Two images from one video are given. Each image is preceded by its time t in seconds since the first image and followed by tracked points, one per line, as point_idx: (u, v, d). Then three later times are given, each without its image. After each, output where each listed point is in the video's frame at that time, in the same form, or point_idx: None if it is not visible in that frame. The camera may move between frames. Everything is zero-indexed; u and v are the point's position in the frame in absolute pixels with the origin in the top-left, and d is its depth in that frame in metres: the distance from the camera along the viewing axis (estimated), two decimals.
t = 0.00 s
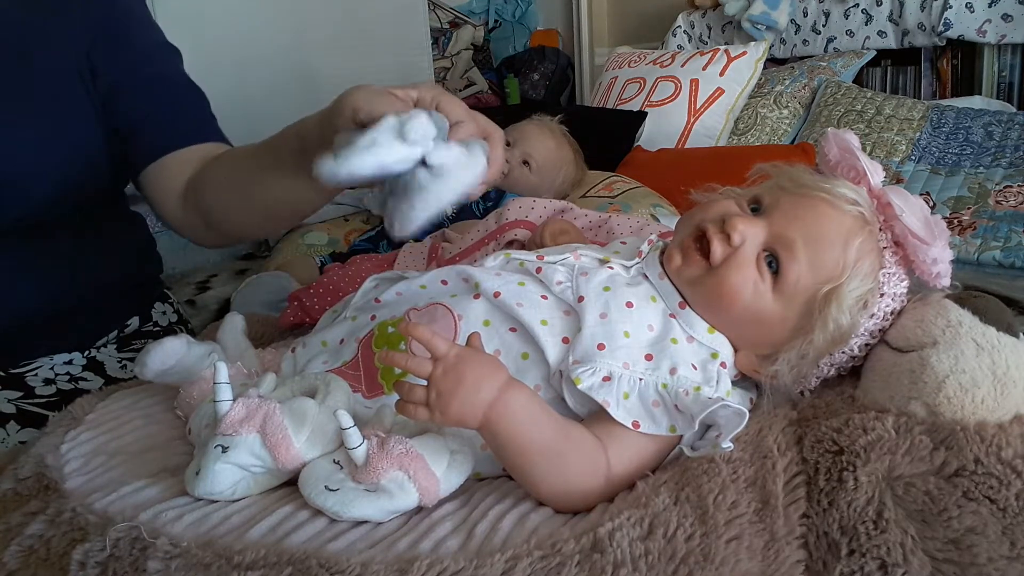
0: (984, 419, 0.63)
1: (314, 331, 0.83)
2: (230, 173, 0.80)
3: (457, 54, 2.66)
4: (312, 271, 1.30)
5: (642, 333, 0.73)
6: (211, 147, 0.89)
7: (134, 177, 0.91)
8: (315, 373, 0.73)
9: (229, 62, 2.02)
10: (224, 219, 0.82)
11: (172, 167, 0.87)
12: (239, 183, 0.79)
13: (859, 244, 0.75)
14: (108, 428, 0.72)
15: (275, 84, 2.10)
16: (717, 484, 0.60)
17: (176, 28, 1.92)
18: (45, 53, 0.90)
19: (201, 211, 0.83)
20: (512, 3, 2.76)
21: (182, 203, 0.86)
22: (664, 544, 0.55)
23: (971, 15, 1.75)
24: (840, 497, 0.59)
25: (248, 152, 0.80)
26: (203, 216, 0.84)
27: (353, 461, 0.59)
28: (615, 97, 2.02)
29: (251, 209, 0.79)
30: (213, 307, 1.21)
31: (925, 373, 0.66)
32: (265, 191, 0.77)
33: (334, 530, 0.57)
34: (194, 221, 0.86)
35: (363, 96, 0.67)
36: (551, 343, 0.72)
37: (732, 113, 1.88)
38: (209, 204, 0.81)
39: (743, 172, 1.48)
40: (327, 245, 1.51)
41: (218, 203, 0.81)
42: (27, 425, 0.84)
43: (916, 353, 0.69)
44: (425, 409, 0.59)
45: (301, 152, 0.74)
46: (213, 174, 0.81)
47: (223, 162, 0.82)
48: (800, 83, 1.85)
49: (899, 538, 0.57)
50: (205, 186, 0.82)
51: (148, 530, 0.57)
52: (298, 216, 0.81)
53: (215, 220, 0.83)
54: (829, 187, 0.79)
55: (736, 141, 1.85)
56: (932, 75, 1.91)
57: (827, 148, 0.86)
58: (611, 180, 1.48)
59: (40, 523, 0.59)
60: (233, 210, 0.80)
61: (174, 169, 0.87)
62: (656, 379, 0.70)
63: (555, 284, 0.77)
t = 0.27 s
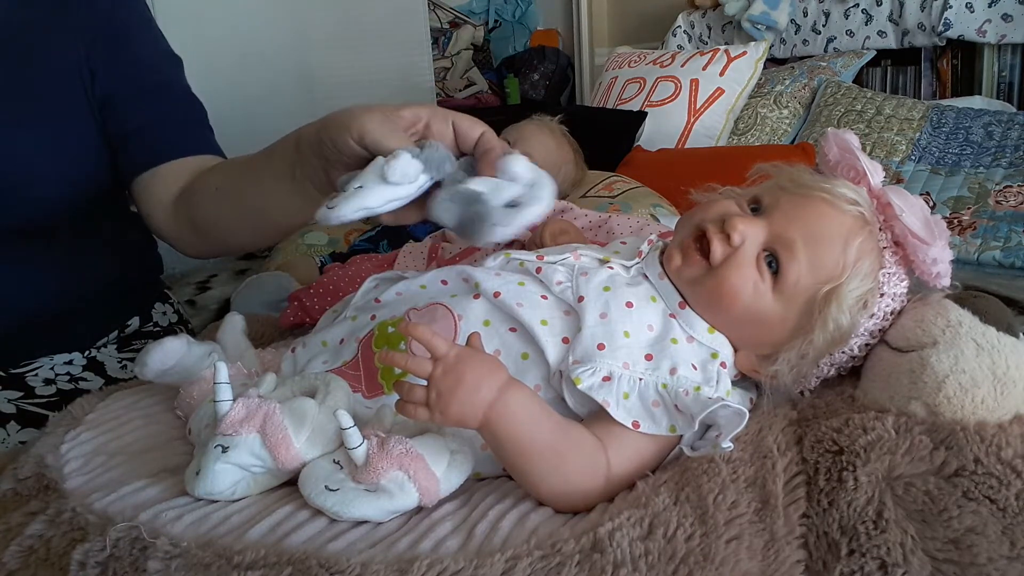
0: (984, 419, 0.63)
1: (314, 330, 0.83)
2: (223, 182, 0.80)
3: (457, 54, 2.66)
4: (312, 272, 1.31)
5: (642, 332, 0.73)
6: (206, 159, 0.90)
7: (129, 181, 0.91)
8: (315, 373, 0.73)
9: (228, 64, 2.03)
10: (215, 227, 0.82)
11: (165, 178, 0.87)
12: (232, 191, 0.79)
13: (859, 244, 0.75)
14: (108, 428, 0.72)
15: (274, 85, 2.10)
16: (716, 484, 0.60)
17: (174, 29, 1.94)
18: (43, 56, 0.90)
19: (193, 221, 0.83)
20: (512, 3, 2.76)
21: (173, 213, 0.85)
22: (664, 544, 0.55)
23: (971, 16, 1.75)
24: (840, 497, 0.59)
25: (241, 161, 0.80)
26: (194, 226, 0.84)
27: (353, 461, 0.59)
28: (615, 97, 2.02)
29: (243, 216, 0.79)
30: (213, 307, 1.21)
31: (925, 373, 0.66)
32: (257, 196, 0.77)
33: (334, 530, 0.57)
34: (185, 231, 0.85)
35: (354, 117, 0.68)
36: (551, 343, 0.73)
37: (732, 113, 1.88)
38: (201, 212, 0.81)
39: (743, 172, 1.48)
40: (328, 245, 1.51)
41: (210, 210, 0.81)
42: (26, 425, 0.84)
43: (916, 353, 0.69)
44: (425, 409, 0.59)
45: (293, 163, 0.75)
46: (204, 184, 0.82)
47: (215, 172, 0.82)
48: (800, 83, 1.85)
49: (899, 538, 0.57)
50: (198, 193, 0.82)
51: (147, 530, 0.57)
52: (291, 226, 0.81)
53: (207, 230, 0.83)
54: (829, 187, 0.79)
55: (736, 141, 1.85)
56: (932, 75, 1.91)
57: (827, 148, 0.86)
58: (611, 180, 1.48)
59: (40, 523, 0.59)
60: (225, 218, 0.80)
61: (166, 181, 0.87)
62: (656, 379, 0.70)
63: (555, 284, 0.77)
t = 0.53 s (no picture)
0: (984, 419, 0.63)
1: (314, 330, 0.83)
2: (220, 182, 0.80)
3: (457, 54, 2.66)
4: (312, 272, 1.31)
5: (642, 332, 0.73)
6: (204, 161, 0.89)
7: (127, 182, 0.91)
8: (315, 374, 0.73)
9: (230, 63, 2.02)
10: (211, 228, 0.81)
11: (161, 178, 0.87)
12: (228, 191, 0.79)
13: (859, 244, 0.75)
14: (108, 428, 0.72)
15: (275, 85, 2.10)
16: (716, 484, 0.60)
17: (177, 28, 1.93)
18: (44, 56, 0.90)
19: (189, 222, 0.83)
20: (512, 3, 2.76)
21: (168, 214, 0.85)
22: (664, 544, 0.55)
23: (971, 15, 1.75)
24: (840, 497, 0.59)
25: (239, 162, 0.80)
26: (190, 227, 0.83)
27: (353, 461, 0.59)
28: (615, 97, 2.01)
29: (240, 217, 0.79)
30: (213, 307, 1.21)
31: (925, 373, 0.66)
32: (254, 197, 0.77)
33: (334, 530, 0.57)
34: (180, 232, 0.85)
35: (348, 116, 0.68)
36: (551, 343, 0.73)
37: (732, 113, 1.88)
38: (198, 213, 0.81)
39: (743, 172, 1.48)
40: (327, 245, 1.50)
41: (207, 211, 0.80)
42: (25, 425, 0.84)
43: (916, 353, 0.69)
44: (425, 409, 0.59)
45: (290, 164, 0.74)
46: (201, 185, 0.81)
47: (213, 173, 0.82)
48: (800, 84, 1.85)
49: (899, 538, 0.57)
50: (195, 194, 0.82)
51: (147, 530, 0.57)
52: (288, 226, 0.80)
53: (203, 231, 0.82)
54: (829, 187, 0.79)
55: (736, 141, 1.85)
56: (932, 75, 1.91)
57: (827, 148, 0.86)
58: (611, 180, 1.48)
59: (40, 523, 0.59)
60: (221, 219, 0.80)
61: (162, 182, 0.86)
62: (656, 378, 0.70)
63: (555, 284, 0.77)
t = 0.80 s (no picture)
0: (985, 419, 0.63)
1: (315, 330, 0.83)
2: (221, 184, 0.80)
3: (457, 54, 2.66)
4: (312, 272, 1.31)
5: (642, 332, 0.73)
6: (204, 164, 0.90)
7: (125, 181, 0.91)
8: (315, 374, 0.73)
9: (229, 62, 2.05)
10: (210, 229, 0.81)
11: (162, 181, 0.87)
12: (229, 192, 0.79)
13: (859, 244, 0.75)
14: (108, 428, 0.72)
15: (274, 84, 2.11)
16: (716, 484, 0.60)
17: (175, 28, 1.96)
18: (44, 55, 0.90)
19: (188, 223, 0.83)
20: (512, 3, 2.76)
21: (167, 216, 0.85)
22: (664, 544, 0.55)
23: (971, 15, 1.75)
24: (841, 497, 0.59)
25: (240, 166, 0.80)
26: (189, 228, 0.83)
27: (353, 461, 0.59)
28: (615, 97, 2.01)
29: (239, 218, 0.79)
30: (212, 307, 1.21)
31: (925, 373, 0.66)
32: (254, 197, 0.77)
33: (333, 530, 0.57)
34: (179, 234, 0.85)
35: (353, 118, 0.69)
36: (551, 343, 0.73)
37: (732, 113, 1.88)
38: (197, 213, 0.81)
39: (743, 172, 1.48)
40: (327, 245, 1.49)
41: (206, 212, 0.80)
42: (25, 425, 0.84)
43: (916, 354, 0.69)
44: (425, 409, 0.59)
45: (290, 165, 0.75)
46: (202, 187, 0.82)
47: (214, 175, 0.82)
48: (800, 84, 1.85)
49: (899, 538, 0.57)
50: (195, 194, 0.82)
51: (148, 530, 0.57)
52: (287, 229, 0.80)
53: (202, 233, 0.82)
54: (829, 187, 0.79)
55: (736, 141, 1.85)
56: (932, 75, 1.91)
57: (827, 148, 0.86)
58: (611, 180, 1.48)
59: (40, 523, 0.59)
60: (220, 219, 0.80)
61: (162, 185, 0.86)
62: (656, 378, 0.70)
63: (555, 284, 0.77)
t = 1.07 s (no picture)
0: (984, 419, 0.63)
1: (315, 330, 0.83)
2: (222, 186, 0.80)
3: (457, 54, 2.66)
4: (312, 272, 1.31)
5: (642, 332, 0.73)
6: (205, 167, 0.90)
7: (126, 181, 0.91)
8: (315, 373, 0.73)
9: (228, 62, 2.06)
10: (209, 231, 0.81)
11: (163, 182, 0.87)
12: (229, 193, 0.79)
13: (859, 244, 0.75)
14: (108, 428, 0.72)
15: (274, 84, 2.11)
16: (716, 484, 0.60)
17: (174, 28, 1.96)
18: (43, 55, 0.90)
19: (188, 225, 0.83)
20: (512, 3, 2.75)
21: (168, 217, 0.85)
22: (664, 544, 0.55)
23: (971, 15, 1.75)
24: (841, 497, 0.59)
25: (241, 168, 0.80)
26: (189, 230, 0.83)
27: (353, 461, 0.59)
28: (615, 97, 2.01)
29: (240, 220, 0.79)
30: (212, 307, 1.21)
31: (925, 374, 0.66)
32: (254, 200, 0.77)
33: (333, 530, 0.57)
34: (179, 237, 0.85)
35: (362, 121, 0.69)
36: (551, 343, 0.73)
37: (732, 113, 1.88)
38: (198, 215, 0.81)
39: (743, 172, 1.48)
40: (327, 245, 1.49)
41: (207, 214, 0.80)
42: (25, 425, 0.84)
43: (916, 354, 0.69)
44: (425, 409, 0.59)
45: (290, 167, 0.75)
46: (203, 189, 0.82)
47: (215, 177, 0.83)
48: (800, 84, 1.85)
49: (899, 538, 0.57)
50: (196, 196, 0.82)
51: (148, 530, 0.57)
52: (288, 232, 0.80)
53: (202, 235, 0.82)
54: (829, 187, 0.79)
55: (736, 141, 1.84)
56: (932, 75, 1.91)
57: (827, 148, 0.86)
58: (611, 180, 1.48)
59: (40, 523, 0.59)
60: (220, 222, 0.80)
61: (163, 186, 0.87)
62: (656, 378, 0.70)
63: (555, 284, 0.77)
